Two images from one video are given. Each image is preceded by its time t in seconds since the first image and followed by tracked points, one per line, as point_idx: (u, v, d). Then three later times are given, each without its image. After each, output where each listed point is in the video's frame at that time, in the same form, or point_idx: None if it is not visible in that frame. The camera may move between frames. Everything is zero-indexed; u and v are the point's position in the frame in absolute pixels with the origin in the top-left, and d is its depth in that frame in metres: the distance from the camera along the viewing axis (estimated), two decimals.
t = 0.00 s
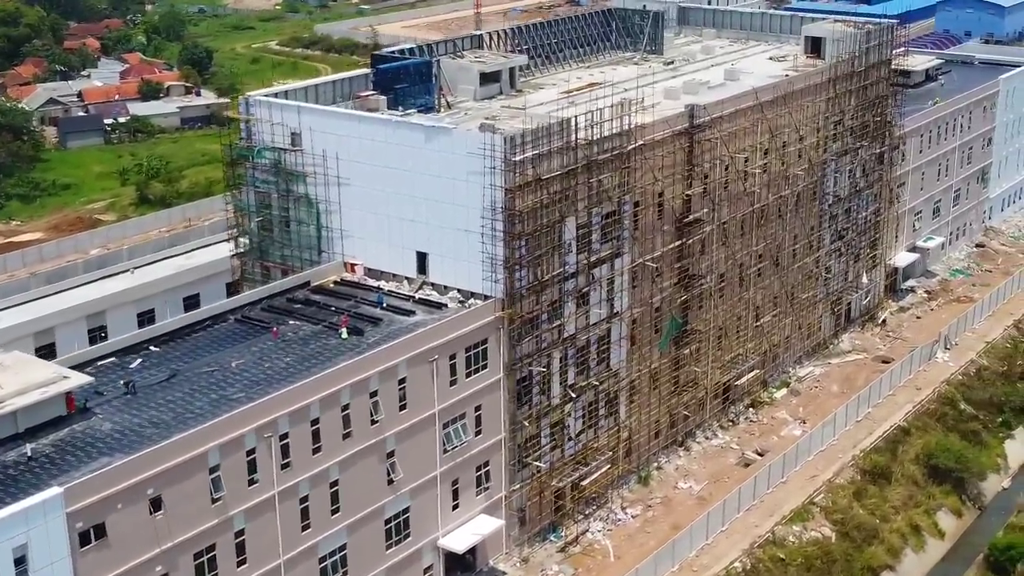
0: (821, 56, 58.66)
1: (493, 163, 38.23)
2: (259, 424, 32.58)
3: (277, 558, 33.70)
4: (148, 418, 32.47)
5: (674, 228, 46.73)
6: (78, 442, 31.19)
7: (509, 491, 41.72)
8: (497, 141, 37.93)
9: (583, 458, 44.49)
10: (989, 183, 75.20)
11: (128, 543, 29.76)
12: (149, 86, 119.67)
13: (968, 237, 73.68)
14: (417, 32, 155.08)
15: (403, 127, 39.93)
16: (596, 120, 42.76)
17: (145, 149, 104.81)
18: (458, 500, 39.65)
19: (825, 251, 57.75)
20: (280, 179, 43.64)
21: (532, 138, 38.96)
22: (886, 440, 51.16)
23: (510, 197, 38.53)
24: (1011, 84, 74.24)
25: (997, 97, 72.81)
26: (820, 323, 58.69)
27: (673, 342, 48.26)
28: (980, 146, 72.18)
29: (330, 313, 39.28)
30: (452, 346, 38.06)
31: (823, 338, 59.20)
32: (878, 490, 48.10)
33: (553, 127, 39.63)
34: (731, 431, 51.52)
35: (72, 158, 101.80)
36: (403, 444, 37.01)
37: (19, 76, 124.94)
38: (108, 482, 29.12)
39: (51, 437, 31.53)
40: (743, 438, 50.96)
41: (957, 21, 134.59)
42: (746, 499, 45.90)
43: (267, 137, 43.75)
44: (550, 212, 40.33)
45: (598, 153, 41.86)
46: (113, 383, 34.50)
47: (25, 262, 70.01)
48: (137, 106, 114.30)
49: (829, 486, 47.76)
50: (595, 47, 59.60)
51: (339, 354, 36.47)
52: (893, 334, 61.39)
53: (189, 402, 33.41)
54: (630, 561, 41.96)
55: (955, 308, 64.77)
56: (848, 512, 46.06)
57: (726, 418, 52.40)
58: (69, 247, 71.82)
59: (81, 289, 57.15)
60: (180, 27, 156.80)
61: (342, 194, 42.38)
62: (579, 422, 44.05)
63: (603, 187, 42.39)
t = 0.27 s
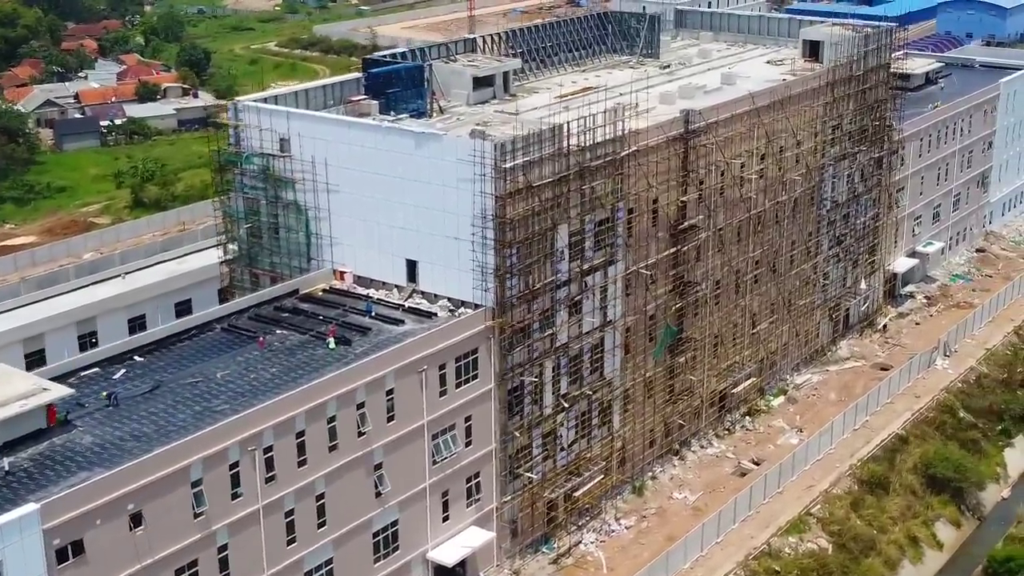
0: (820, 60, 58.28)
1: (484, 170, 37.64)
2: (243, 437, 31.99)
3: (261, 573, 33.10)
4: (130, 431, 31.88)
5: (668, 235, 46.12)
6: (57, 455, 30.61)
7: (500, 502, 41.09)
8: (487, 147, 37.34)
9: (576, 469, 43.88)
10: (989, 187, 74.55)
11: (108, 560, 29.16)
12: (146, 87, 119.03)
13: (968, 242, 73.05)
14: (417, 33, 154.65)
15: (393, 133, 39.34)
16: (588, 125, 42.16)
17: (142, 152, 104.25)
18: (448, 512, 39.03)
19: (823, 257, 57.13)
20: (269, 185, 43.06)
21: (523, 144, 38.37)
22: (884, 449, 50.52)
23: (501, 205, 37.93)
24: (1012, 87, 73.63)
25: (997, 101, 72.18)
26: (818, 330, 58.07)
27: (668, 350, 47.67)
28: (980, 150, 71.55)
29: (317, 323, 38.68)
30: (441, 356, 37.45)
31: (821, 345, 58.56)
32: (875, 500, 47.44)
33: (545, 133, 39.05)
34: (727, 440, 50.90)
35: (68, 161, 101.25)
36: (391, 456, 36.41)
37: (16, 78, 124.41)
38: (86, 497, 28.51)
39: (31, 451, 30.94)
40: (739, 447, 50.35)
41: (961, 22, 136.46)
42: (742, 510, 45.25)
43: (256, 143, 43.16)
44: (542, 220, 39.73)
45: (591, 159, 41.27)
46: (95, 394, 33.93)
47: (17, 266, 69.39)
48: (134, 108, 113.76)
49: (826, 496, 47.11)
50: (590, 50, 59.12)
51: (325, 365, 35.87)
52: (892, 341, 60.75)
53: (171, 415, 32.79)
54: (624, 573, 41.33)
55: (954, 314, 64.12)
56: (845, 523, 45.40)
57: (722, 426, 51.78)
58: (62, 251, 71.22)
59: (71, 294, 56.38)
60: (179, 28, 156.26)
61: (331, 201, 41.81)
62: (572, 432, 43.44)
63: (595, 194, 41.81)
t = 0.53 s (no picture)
0: (817, 64, 57.50)
1: (473, 178, 37.04)
2: (225, 451, 31.38)
3: None
4: (110, 445, 31.28)
5: (663, 242, 45.51)
6: (35, 470, 30.02)
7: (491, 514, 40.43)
8: (477, 155, 36.74)
9: (569, 480, 43.26)
10: (990, 192, 73.90)
11: None
12: (143, 89, 118.48)
13: (968, 247, 72.43)
14: (417, 35, 154.29)
15: (381, 140, 38.75)
16: (581, 132, 41.58)
17: (137, 154, 103.69)
18: (437, 525, 38.41)
19: (821, 264, 56.51)
20: (257, 192, 42.48)
21: (513, 152, 37.79)
22: (882, 458, 49.88)
23: (490, 213, 37.34)
24: (1012, 90, 73.02)
25: (997, 105, 71.58)
26: (816, 337, 57.45)
27: (663, 359, 47.05)
28: (980, 154, 70.92)
29: (305, 333, 38.08)
30: (430, 367, 36.84)
31: (819, 352, 57.93)
32: (872, 510, 46.77)
33: (535, 140, 38.49)
34: (722, 449, 50.28)
35: (63, 163, 100.68)
36: (378, 468, 35.80)
37: (12, 79, 123.88)
38: (63, 514, 27.88)
39: (9, 466, 30.35)
40: (735, 456, 49.72)
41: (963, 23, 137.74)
42: (737, 521, 44.59)
43: (244, 149, 42.57)
44: (533, 228, 39.14)
45: (583, 166, 40.70)
46: (76, 407, 33.35)
47: (9, 271, 68.75)
48: (130, 110, 113.22)
49: (822, 507, 46.44)
50: (586, 54, 58.54)
51: (311, 376, 35.28)
52: (891, 348, 60.11)
53: (153, 428, 32.17)
54: None
55: (954, 320, 63.48)
56: (842, 535, 44.71)
57: (718, 436, 51.15)
58: (54, 255, 70.60)
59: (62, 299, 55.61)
60: (177, 30, 155.73)
61: (320, 208, 41.22)
62: (564, 443, 42.83)
63: (587, 201, 41.24)
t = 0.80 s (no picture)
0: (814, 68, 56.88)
1: (462, 185, 36.48)
2: (207, 465, 30.81)
3: None
4: (90, 459, 30.71)
5: (656, 249, 44.95)
6: (12, 485, 29.46)
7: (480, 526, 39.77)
8: (465, 162, 36.18)
9: (560, 491, 42.67)
10: (990, 196, 73.27)
11: None
12: (139, 92, 117.94)
13: (968, 252, 71.82)
14: (416, 37, 153.70)
15: (369, 147, 38.20)
16: (572, 138, 41.02)
17: (133, 157, 103.17)
18: (425, 537, 37.81)
19: (818, 270, 55.91)
20: (245, 199, 41.91)
21: (502, 159, 37.23)
22: (879, 468, 49.25)
23: (479, 221, 36.78)
24: (1012, 94, 72.40)
25: (997, 108, 70.96)
26: (813, 344, 56.84)
27: (656, 367, 46.46)
28: (980, 158, 70.31)
29: (291, 342, 37.50)
30: (418, 378, 36.27)
31: (816, 359, 57.33)
32: (868, 521, 46.09)
33: (526, 147, 37.93)
34: (717, 459, 49.68)
35: (58, 167, 100.15)
36: (365, 481, 35.22)
37: (9, 82, 123.39)
38: (39, 530, 27.30)
39: None
40: (730, 466, 49.13)
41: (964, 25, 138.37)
42: (731, 532, 43.94)
43: (231, 156, 42.00)
44: (523, 236, 38.58)
45: (574, 173, 40.15)
46: (57, 419, 32.79)
47: None
48: (126, 112, 112.64)
49: (818, 518, 45.80)
50: (580, 58, 58.01)
51: (297, 387, 34.71)
52: (889, 355, 59.49)
53: (134, 441, 31.61)
54: None
55: (953, 326, 62.86)
56: (837, 546, 43.82)
57: (713, 444, 50.56)
58: (46, 260, 70.03)
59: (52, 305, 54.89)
60: (175, 32, 155.25)
61: (308, 216, 40.66)
62: (556, 453, 42.25)
63: (579, 209, 40.69)
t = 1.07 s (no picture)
0: (811, 72, 56.67)
1: (450, 193, 35.97)
2: (188, 478, 30.28)
3: None
4: (69, 472, 30.20)
5: (649, 257, 44.44)
6: None
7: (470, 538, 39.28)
8: (453, 169, 35.67)
9: (551, 501, 42.14)
10: (989, 201, 72.73)
11: None
12: (136, 94, 117.47)
13: (967, 257, 71.27)
14: (415, 40, 153.29)
15: (357, 154, 37.70)
16: (563, 145, 40.52)
17: (129, 161, 102.73)
18: (413, 550, 37.27)
19: (814, 277, 55.38)
20: (232, 206, 41.42)
21: (491, 166, 36.74)
22: (875, 477, 48.67)
23: (468, 230, 36.27)
24: (1012, 98, 71.85)
25: (997, 112, 70.40)
26: (809, 351, 56.30)
27: (649, 376, 45.93)
28: (979, 163, 69.78)
29: (277, 352, 36.99)
30: (405, 388, 35.75)
31: (812, 366, 56.77)
32: (864, 531, 45.51)
33: (515, 154, 37.45)
34: (712, 468, 49.14)
35: (54, 170, 99.70)
36: (350, 493, 34.71)
37: (6, 84, 122.99)
38: (14, 547, 26.75)
39: None
40: (724, 475, 48.58)
41: (965, 28, 138.34)
42: (725, 543, 43.37)
43: (218, 162, 41.49)
44: (512, 244, 38.08)
45: (565, 180, 39.65)
46: (36, 432, 32.29)
47: None
48: (123, 115, 112.17)
49: (813, 528, 45.22)
50: (575, 62, 57.59)
51: (281, 398, 34.19)
52: (886, 362, 58.92)
53: (114, 454, 31.10)
54: None
55: (952, 333, 62.30)
56: (833, 557, 43.32)
57: (707, 453, 50.03)
58: (39, 264, 69.58)
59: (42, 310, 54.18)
60: (174, 34, 154.88)
61: (295, 223, 40.16)
62: (546, 464, 41.74)
63: (570, 216, 40.19)
